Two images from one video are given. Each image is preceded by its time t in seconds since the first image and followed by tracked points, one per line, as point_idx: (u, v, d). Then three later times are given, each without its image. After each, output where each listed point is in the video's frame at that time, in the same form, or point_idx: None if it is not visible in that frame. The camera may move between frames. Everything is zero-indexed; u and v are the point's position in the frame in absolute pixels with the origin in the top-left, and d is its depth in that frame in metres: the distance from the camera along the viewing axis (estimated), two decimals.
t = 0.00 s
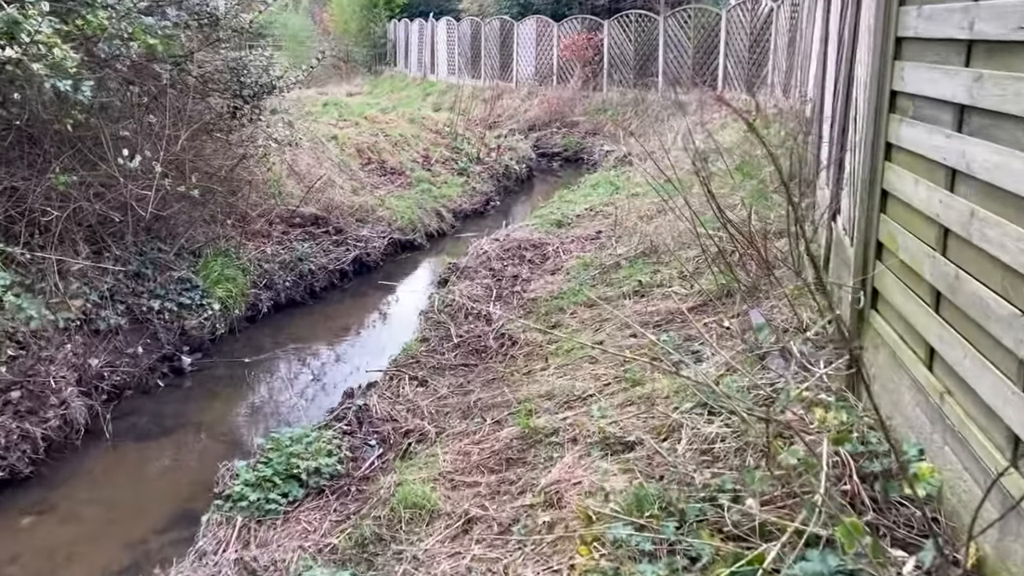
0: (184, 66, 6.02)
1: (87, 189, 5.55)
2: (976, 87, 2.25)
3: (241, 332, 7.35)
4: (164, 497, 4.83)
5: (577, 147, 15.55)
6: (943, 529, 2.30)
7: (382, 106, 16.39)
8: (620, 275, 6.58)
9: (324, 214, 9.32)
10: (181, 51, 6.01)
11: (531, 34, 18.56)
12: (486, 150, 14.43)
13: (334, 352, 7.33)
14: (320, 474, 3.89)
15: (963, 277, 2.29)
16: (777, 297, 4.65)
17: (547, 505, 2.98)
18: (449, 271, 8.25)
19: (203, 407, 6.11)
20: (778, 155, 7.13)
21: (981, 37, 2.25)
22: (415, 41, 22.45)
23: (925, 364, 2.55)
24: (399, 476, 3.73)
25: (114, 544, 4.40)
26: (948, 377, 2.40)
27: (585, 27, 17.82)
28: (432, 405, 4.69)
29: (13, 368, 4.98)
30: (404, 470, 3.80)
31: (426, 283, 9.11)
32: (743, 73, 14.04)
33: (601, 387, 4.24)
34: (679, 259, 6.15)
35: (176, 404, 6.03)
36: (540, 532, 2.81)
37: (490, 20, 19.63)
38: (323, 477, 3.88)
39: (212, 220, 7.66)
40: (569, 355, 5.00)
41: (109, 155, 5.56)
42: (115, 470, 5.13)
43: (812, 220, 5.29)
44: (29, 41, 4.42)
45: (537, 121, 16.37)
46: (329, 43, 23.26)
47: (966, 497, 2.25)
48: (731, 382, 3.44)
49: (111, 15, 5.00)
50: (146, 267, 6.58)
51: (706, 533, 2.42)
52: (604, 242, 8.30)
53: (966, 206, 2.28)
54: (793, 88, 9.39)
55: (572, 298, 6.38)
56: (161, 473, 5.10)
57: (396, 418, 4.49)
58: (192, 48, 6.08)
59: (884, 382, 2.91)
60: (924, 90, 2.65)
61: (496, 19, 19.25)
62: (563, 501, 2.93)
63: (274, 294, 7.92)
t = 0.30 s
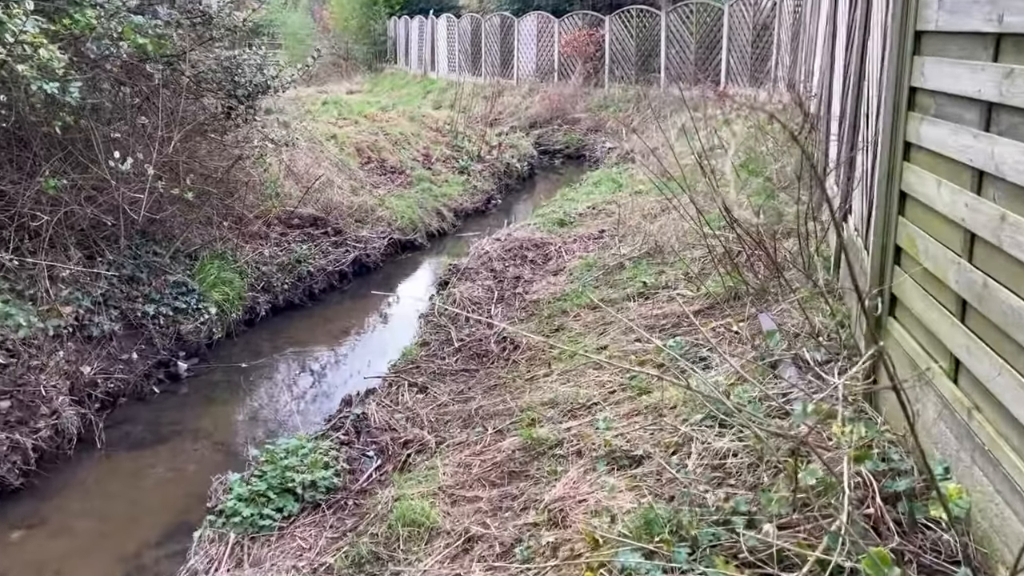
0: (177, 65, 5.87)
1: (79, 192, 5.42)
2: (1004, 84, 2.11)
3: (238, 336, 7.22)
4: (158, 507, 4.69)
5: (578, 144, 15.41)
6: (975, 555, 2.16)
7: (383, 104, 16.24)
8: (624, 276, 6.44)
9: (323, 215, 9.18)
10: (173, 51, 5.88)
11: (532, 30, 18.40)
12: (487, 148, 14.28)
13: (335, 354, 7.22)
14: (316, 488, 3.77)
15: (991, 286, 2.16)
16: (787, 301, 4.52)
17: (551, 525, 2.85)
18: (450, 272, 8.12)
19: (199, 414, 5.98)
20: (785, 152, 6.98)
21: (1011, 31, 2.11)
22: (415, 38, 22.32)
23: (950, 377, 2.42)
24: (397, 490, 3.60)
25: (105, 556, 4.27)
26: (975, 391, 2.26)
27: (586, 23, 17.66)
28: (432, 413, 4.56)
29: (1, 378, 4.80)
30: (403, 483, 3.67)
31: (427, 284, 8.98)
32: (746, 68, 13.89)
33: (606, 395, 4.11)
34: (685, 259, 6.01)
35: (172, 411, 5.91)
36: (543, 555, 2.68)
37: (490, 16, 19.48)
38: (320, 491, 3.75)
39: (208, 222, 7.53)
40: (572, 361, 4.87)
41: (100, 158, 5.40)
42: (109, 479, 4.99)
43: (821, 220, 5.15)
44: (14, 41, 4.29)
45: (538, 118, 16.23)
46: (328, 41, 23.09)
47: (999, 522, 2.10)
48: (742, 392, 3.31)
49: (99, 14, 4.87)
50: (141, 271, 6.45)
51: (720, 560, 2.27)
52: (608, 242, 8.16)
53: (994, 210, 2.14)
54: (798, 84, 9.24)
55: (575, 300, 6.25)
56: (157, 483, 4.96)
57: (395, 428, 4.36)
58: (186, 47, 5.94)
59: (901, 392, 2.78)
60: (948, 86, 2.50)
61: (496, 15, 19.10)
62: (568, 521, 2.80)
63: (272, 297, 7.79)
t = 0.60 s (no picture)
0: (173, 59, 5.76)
1: (75, 189, 5.30)
2: None
3: (239, 335, 7.11)
4: (155, 511, 4.59)
5: (583, 138, 15.27)
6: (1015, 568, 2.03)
7: (385, 100, 16.11)
8: (632, 272, 6.31)
9: (325, 211, 9.07)
10: (170, 44, 5.75)
11: (535, 24, 18.24)
12: (491, 142, 14.15)
13: (338, 352, 7.12)
14: (317, 492, 3.66)
15: None
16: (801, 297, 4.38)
17: (560, 532, 2.73)
18: (454, 269, 7.99)
19: (200, 414, 5.87)
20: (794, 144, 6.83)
21: None
22: (418, 33, 22.20)
23: (981, 376, 2.30)
24: (401, 495, 3.48)
25: (100, 560, 4.17)
26: (1010, 392, 2.13)
27: (590, 16, 17.49)
28: (435, 414, 4.45)
29: None
30: (406, 487, 3.55)
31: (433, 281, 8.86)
32: (752, 62, 13.78)
33: (616, 394, 3.99)
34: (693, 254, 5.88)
35: (171, 411, 5.80)
36: (552, 564, 2.56)
37: (493, 11, 19.33)
38: (321, 495, 3.64)
39: (208, 219, 7.42)
40: (579, 359, 4.75)
41: (95, 154, 5.27)
42: (108, 480, 4.89)
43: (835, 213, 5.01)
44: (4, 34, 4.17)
45: (542, 112, 16.09)
46: (330, 37, 22.94)
47: None
48: (757, 391, 3.18)
49: (91, 7, 4.77)
50: (140, 269, 6.34)
51: (742, 571, 2.15)
52: (614, 237, 8.03)
53: None
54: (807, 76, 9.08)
55: (581, 296, 6.12)
56: (156, 485, 4.86)
57: (398, 429, 4.24)
58: (182, 40, 5.82)
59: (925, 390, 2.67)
60: (977, 69, 2.37)
61: (500, 10, 18.95)
62: (578, 529, 2.69)
63: (273, 295, 7.68)
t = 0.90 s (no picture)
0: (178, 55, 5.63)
1: (77, 189, 5.19)
2: None
3: (247, 336, 7.00)
4: (161, 519, 4.47)
5: (592, 133, 15.11)
6: None
7: (392, 96, 15.97)
8: (646, 270, 6.16)
9: (332, 210, 8.94)
10: (174, 40, 5.63)
11: (543, 18, 18.06)
12: (499, 138, 14.00)
13: (348, 352, 7.01)
14: (328, 503, 3.53)
15: None
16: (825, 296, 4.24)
17: (584, 550, 2.60)
18: (464, 267, 7.86)
19: (207, 418, 5.75)
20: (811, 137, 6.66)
21: None
22: (425, 28, 22.03)
23: None
24: (414, 506, 3.35)
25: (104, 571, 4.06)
26: None
27: (598, 10, 17.29)
28: (448, 418, 4.32)
29: None
30: (420, 498, 3.42)
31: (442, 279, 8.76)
32: (761, 55, 13.83)
33: (636, 400, 3.85)
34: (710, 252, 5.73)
35: (178, 415, 5.69)
36: None
37: (500, 4, 19.15)
38: (332, 506, 3.52)
39: (214, 219, 7.30)
40: (595, 361, 4.61)
41: (97, 153, 5.15)
42: (113, 488, 4.78)
43: (859, 208, 4.86)
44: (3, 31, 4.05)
45: (550, 107, 15.93)
46: (336, 33, 22.78)
47: None
48: (787, 399, 3.03)
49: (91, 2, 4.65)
50: (145, 270, 6.23)
51: None
52: (627, 234, 7.88)
53: None
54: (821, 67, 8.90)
55: (595, 295, 5.98)
56: (163, 492, 4.75)
57: (410, 435, 4.11)
58: (186, 36, 5.69)
59: (967, 397, 2.53)
60: None
61: (507, 4, 18.77)
62: (603, 547, 2.56)
63: (281, 295, 7.56)
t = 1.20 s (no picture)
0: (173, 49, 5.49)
1: (70, 186, 5.06)
2: None
3: (248, 335, 6.87)
4: (157, 526, 4.36)
5: (598, 126, 14.94)
6: None
7: (395, 90, 15.80)
8: (655, 266, 6.01)
9: (335, 206, 8.80)
10: (169, 33, 5.49)
11: (548, 10, 17.85)
12: (504, 131, 13.84)
13: (352, 350, 6.89)
14: (326, 512, 3.39)
15: None
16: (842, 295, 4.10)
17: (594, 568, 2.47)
18: (468, 264, 7.72)
19: (207, 420, 5.63)
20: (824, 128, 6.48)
21: None
22: (429, 22, 21.86)
23: None
24: (415, 517, 3.21)
25: None
26: None
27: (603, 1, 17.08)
28: (451, 422, 4.18)
29: None
30: (421, 508, 3.28)
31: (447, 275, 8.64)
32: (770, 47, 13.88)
33: (646, 403, 3.70)
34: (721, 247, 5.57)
35: (177, 417, 5.57)
36: None
37: None
38: (330, 516, 3.38)
39: (213, 216, 7.17)
40: (604, 361, 4.47)
41: (91, 150, 5.02)
42: (109, 495, 4.66)
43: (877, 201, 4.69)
44: None
45: (556, 100, 15.74)
46: (341, 28, 22.57)
47: None
48: (807, 404, 2.89)
49: None
50: (143, 269, 6.11)
51: None
52: (634, 229, 7.72)
53: None
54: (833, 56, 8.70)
55: (603, 292, 5.83)
56: (159, 498, 4.63)
57: (412, 439, 3.98)
58: (182, 29, 5.55)
59: (1001, 404, 2.37)
60: None
61: None
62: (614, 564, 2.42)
63: (283, 293, 7.43)
